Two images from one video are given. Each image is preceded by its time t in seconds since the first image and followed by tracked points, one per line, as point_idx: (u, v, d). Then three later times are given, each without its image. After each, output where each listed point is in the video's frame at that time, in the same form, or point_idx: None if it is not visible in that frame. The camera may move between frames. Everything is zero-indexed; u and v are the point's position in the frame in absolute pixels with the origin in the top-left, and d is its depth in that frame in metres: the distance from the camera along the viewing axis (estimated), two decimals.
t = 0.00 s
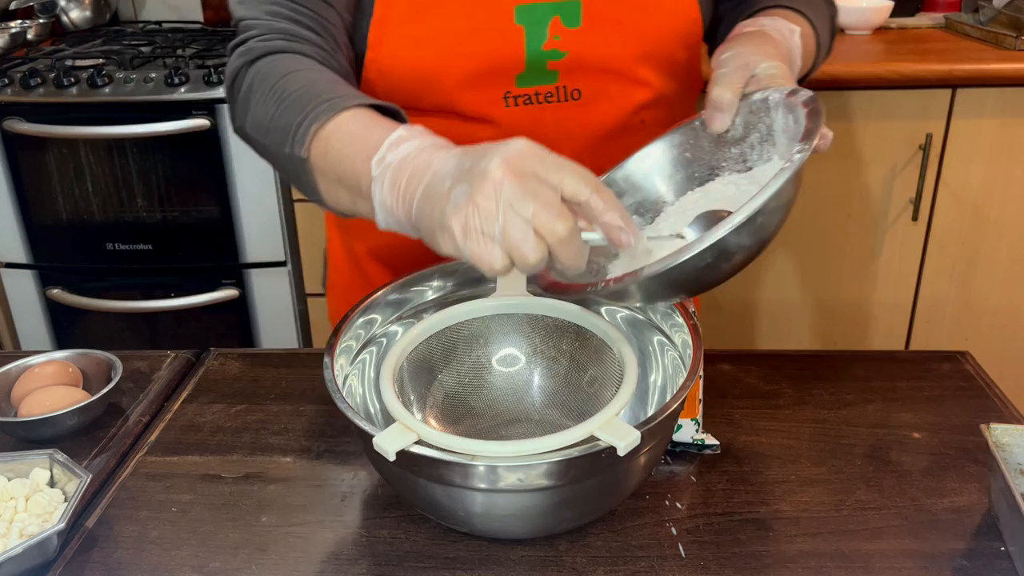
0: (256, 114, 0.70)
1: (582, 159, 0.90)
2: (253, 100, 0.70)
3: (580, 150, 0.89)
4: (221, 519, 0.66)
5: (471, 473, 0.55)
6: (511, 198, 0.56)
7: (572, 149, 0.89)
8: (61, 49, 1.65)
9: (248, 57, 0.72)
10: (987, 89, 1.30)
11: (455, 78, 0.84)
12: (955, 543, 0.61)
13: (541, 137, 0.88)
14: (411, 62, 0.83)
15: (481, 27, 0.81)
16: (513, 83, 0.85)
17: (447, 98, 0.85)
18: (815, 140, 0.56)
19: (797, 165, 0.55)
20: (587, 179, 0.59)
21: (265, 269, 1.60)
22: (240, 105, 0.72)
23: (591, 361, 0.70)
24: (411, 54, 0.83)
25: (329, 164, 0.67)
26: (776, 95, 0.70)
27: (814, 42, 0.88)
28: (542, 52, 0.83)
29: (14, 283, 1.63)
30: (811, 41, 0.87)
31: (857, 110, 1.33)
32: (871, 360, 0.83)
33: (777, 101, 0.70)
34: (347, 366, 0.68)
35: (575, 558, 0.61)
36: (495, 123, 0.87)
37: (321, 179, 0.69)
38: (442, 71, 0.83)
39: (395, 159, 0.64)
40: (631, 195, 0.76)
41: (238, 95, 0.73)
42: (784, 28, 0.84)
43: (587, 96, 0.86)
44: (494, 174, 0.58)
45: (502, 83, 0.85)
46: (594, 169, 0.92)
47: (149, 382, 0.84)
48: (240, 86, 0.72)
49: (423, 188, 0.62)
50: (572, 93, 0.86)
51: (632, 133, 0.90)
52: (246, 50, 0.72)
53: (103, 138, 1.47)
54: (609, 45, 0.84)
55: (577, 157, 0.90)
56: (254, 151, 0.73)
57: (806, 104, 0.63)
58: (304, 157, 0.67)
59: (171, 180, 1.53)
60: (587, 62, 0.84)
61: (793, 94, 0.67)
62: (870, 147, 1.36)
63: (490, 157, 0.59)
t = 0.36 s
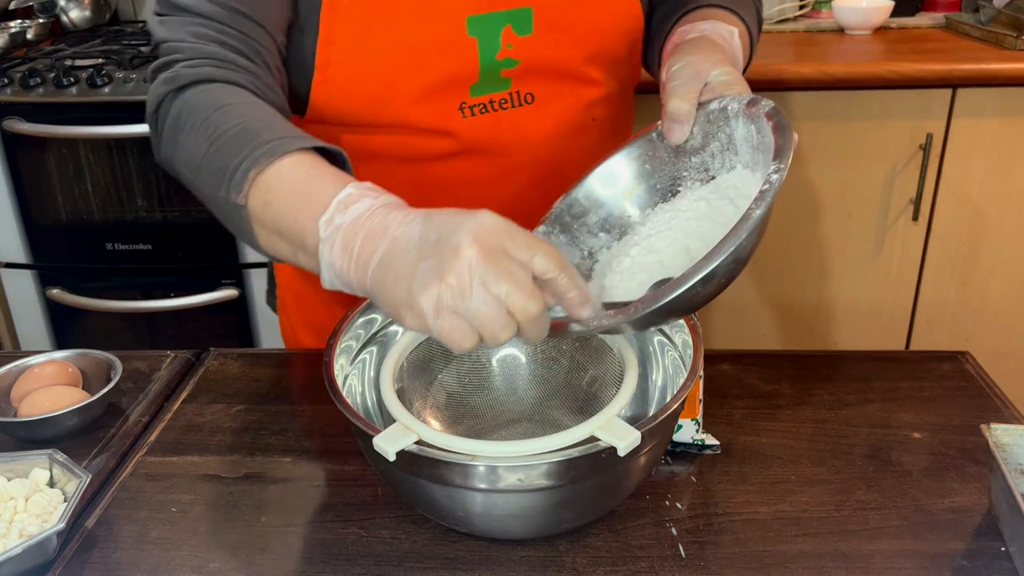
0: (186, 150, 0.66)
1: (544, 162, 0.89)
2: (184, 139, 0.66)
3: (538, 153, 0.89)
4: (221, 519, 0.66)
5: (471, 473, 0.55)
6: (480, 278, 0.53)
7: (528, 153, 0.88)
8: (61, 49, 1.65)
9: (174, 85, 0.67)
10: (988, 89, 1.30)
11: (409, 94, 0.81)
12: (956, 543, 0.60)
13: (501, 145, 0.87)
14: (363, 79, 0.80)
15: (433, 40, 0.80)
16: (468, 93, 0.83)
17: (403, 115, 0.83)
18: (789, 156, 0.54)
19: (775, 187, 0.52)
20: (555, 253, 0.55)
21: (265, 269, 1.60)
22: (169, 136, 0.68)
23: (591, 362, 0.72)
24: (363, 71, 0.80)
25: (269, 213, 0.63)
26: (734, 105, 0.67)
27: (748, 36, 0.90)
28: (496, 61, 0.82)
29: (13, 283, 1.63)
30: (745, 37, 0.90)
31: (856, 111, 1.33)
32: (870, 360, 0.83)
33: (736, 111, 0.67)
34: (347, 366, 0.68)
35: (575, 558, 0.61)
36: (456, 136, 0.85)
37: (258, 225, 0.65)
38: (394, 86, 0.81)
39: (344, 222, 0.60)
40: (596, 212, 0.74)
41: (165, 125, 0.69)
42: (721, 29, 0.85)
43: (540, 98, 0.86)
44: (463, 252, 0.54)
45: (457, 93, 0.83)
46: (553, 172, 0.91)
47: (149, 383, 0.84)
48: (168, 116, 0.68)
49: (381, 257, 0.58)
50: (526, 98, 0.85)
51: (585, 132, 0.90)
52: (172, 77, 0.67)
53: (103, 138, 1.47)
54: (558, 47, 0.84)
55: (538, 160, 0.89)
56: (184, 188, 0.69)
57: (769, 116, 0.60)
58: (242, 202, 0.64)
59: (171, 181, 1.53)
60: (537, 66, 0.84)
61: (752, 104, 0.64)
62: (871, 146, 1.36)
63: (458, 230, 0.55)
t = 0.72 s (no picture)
0: (130, 147, 0.66)
1: (530, 163, 0.89)
2: (129, 137, 0.66)
3: (525, 154, 0.89)
4: (221, 519, 0.66)
5: (471, 473, 0.55)
6: (438, 277, 0.57)
7: (514, 155, 0.88)
8: (61, 49, 1.65)
9: (120, 84, 0.67)
10: (990, 88, 1.30)
11: (392, 97, 0.81)
12: (956, 544, 0.60)
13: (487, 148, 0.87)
14: (346, 82, 0.80)
15: (416, 42, 0.79)
16: (451, 95, 0.83)
17: (385, 118, 0.82)
18: (775, 155, 0.53)
19: (762, 189, 0.52)
20: (500, 254, 0.60)
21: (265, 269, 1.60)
22: (113, 134, 0.68)
23: (591, 362, 0.72)
24: (345, 76, 0.80)
25: (213, 209, 0.64)
26: (722, 108, 0.67)
27: (730, 38, 0.90)
28: (479, 63, 0.82)
29: (13, 283, 1.63)
30: (727, 40, 0.90)
31: (857, 111, 1.33)
32: (870, 360, 0.83)
33: (724, 114, 0.66)
34: (347, 366, 0.68)
35: (576, 558, 0.61)
36: (440, 139, 0.85)
37: (202, 222, 0.66)
38: (378, 89, 0.81)
39: (295, 213, 0.62)
40: (592, 226, 0.73)
41: (111, 123, 0.69)
42: (703, 33, 0.85)
43: (525, 99, 0.86)
44: (421, 251, 0.58)
45: (441, 96, 0.83)
46: (541, 173, 0.91)
47: (148, 383, 0.84)
48: (113, 115, 0.68)
49: (334, 250, 0.61)
50: (510, 99, 0.86)
51: (570, 132, 0.91)
52: (118, 76, 0.67)
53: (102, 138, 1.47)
54: (542, 49, 0.84)
55: (525, 162, 0.89)
56: (130, 185, 0.69)
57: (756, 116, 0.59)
58: (185, 199, 0.64)
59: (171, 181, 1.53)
60: (521, 67, 0.84)
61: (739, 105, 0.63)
62: (870, 146, 1.36)
63: (417, 230, 0.59)
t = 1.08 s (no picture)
0: (86, 136, 0.67)
1: (528, 163, 0.89)
2: (83, 124, 0.67)
3: (521, 154, 0.88)
4: (221, 519, 0.66)
5: (471, 473, 0.55)
6: (378, 252, 0.58)
7: (511, 154, 0.88)
8: (61, 49, 1.64)
9: (81, 75, 0.68)
10: (990, 88, 1.30)
11: (387, 97, 0.81)
12: (956, 543, 0.60)
13: (483, 147, 0.87)
14: (341, 83, 0.80)
15: (410, 43, 0.79)
16: (447, 95, 0.83)
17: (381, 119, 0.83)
18: (767, 155, 0.53)
19: (755, 188, 0.51)
20: (445, 240, 0.61)
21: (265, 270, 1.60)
22: (71, 123, 0.69)
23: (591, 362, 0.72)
24: (340, 77, 0.80)
25: (161, 189, 0.64)
26: (714, 110, 0.64)
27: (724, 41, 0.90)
28: (473, 63, 0.82)
29: (13, 283, 1.63)
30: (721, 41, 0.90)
31: (857, 111, 1.33)
32: (870, 360, 0.83)
33: (715, 115, 0.64)
34: (347, 366, 0.68)
35: (575, 558, 0.61)
36: (435, 139, 0.85)
37: (152, 203, 0.66)
38: (373, 90, 0.81)
39: (237, 187, 0.63)
40: (593, 239, 0.74)
41: (71, 115, 0.69)
42: (694, 36, 0.84)
43: (520, 99, 0.86)
44: (363, 225, 0.59)
45: (436, 96, 0.83)
46: (539, 173, 0.90)
47: (148, 383, 0.84)
48: (72, 105, 0.69)
49: (274, 223, 0.61)
50: (505, 98, 0.86)
51: (567, 131, 0.90)
52: (80, 68, 0.68)
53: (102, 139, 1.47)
54: (538, 48, 0.84)
55: (522, 162, 0.89)
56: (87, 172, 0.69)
57: (745, 116, 0.58)
58: (135, 182, 0.65)
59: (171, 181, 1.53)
60: (517, 67, 0.84)
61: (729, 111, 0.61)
62: (870, 146, 1.36)
63: (360, 205, 0.60)
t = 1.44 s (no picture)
0: (159, 154, 0.66)
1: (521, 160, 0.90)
2: (157, 140, 0.66)
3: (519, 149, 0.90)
4: (221, 519, 0.66)
5: (471, 473, 0.55)
6: (492, 165, 0.60)
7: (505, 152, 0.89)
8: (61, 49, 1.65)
9: (132, 96, 0.68)
10: (989, 88, 1.30)
11: (383, 98, 0.82)
12: (956, 543, 0.60)
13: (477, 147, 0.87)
14: (336, 85, 0.81)
15: (405, 44, 0.79)
16: (441, 96, 0.84)
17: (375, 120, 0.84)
18: (738, 134, 0.52)
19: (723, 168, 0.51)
20: (548, 133, 0.62)
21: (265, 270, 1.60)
22: (134, 145, 0.68)
23: (591, 362, 0.71)
24: (334, 79, 0.80)
25: (266, 185, 0.64)
26: (693, 96, 0.64)
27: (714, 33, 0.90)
28: (468, 64, 0.82)
29: (13, 283, 1.63)
30: (712, 35, 0.90)
31: (856, 110, 1.33)
32: (869, 360, 0.83)
33: (695, 101, 0.64)
34: (347, 367, 0.68)
35: (576, 558, 0.61)
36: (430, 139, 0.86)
37: (255, 204, 0.65)
38: (369, 91, 0.82)
39: (351, 161, 0.64)
40: (585, 232, 0.73)
41: (127, 135, 0.69)
42: (680, 27, 0.84)
43: (515, 99, 0.86)
44: (468, 147, 0.61)
45: (430, 98, 0.84)
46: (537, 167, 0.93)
47: (148, 383, 0.84)
48: (129, 127, 0.68)
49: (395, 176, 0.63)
50: (500, 98, 0.86)
51: (561, 128, 0.91)
52: (128, 89, 0.68)
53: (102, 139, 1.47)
54: (535, 47, 0.84)
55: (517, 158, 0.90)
56: (160, 191, 0.69)
57: (724, 98, 0.58)
58: (237, 185, 0.64)
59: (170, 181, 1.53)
60: (512, 67, 0.84)
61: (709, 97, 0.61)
62: (870, 146, 1.36)
63: (460, 131, 0.62)
